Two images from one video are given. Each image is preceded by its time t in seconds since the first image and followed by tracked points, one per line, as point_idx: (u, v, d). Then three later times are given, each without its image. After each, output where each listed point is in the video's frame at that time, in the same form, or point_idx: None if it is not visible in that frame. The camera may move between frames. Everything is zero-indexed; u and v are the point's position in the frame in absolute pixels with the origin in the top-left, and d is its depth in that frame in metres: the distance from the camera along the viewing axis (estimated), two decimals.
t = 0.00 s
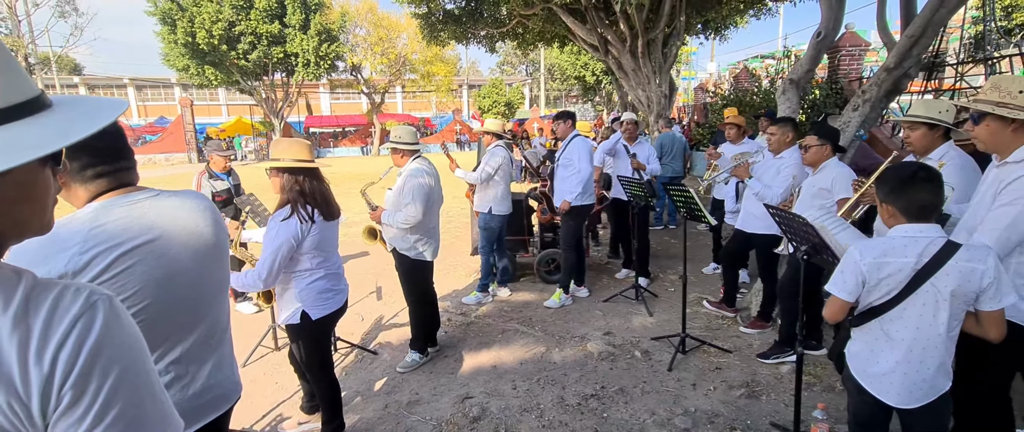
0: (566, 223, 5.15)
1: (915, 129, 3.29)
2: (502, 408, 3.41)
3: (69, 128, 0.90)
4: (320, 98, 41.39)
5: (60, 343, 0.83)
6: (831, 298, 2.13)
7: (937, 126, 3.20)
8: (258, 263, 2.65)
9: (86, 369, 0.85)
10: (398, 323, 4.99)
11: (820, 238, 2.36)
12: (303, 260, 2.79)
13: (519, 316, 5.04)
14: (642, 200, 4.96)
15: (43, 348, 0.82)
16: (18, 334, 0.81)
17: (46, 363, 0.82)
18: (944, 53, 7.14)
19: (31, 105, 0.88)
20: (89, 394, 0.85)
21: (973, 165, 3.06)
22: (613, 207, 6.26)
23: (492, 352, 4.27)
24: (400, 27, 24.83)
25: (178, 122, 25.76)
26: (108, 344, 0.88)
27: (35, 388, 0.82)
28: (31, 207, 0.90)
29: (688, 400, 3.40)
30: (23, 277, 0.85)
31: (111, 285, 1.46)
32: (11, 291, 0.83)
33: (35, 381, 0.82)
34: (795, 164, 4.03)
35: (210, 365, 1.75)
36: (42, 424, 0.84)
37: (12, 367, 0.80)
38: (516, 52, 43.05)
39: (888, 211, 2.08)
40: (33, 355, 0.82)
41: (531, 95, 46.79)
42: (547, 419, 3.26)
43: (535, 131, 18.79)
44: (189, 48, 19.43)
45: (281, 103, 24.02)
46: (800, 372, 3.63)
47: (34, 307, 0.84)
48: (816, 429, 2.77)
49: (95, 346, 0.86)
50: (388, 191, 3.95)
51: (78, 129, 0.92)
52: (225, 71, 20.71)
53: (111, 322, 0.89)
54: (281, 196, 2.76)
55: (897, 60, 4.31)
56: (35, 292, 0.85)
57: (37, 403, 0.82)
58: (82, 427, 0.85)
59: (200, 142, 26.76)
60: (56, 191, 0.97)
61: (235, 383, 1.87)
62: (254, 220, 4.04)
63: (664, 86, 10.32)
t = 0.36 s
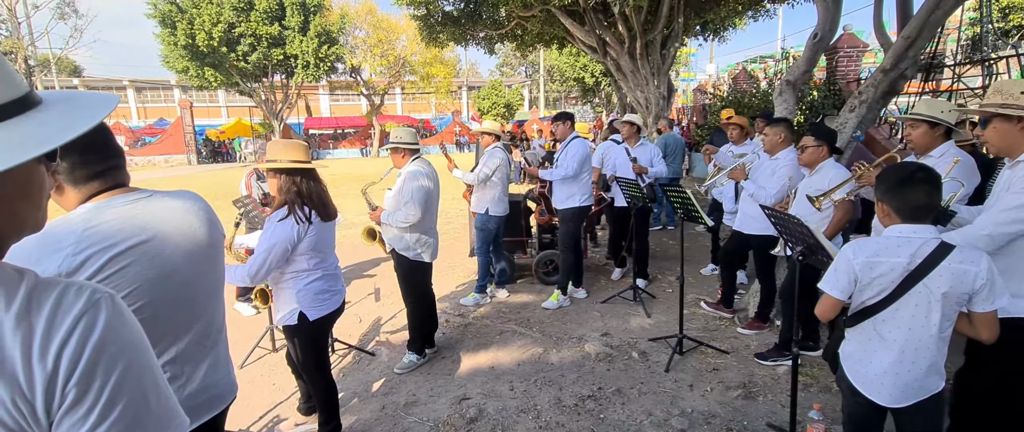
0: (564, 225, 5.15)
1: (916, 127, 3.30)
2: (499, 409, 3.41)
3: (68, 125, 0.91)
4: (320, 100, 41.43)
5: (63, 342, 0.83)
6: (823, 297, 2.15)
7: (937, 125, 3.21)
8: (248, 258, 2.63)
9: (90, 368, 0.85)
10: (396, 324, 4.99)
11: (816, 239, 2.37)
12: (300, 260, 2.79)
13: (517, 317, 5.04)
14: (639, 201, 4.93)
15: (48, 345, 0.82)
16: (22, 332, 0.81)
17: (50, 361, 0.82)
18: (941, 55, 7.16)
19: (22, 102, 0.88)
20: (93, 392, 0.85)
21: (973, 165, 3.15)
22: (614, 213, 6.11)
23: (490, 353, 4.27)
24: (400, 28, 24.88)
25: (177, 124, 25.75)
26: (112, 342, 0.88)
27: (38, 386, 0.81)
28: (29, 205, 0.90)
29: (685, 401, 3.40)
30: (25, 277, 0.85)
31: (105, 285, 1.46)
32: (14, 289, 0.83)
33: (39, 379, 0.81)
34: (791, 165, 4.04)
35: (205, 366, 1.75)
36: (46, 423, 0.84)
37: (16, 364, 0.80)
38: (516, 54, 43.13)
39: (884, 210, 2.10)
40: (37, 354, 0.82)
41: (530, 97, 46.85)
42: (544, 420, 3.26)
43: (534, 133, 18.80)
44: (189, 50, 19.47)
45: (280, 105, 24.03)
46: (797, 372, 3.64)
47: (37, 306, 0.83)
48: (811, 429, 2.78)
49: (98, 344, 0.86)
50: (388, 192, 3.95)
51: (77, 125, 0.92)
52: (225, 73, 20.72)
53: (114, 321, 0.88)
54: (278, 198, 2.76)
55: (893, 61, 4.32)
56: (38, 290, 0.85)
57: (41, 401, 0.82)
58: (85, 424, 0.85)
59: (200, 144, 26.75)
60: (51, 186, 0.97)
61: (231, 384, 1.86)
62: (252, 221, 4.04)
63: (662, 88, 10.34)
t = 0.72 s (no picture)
0: (563, 226, 5.16)
1: (916, 129, 3.32)
2: (498, 410, 3.42)
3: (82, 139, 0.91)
4: (319, 101, 41.44)
5: (92, 341, 0.84)
6: (820, 295, 2.16)
7: (937, 126, 3.22)
8: (246, 260, 2.64)
9: (117, 366, 0.86)
10: (395, 325, 5.00)
11: (810, 240, 2.38)
12: (298, 261, 2.80)
13: (516, 318, 5.05)
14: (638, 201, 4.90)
15: (77, 344, 0.83)
16: (52, 331, 0.82)
17: (78, 360, 0.83)
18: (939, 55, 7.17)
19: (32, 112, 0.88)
20: (120, 390, 0.86)
21: (972, 166, 3.15)
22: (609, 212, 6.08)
23: (490, 354, 4.28)
24: (399, 29, 24.89)
25: (176, 126, 25.74)
26: (138, 341, 0.89)
27: (67, 385, 0.82)
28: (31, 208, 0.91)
29: (683, 401, 3.41)
30: (55, 277, 0.87)
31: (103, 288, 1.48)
32: (43, 288, 0.84)
33: (69, 378, 0.83)
34: (788, 166, 4.05)
35: (202, 368, 1.76)
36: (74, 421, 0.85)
37: (47, 363, 0.81)
38: (516, 55, 43.14)
39: (883, 208, 2.12)
40: (66, 353, 0.82)
41: (530, 98, 46.88)
42: (543, 421, 3.27)
43: (533, 133, 18.81)
44: (188, 51, 19.47)
45: (280, 106, 24.02)
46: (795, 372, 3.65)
47: (66, 305, 0.85)
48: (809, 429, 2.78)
49: (125, 343, 0.87)
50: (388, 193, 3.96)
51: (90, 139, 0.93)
52: (224, 74, 20.72)
53: (140, 321, 0.90)
54: (277, 199, 2.77)
55: (890, 62, 4.34)
56: (68, 289, 0.86)
57: (70, 400, 0.83)
58: (111, 423, 0.86)
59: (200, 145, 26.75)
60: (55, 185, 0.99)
61: (229, 385, 1.87)
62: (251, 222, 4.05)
63: (661, 88, 10.36)
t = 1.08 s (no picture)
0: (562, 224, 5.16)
1: (914, 128, 3.29)
2: (496, 408, 3.42)
3: (98, 145, 0.91)
4: (319, 101, 41.44)
5: (122, 329, 0.88)
6: (841, 297, 2.08)
7: (936, 125, 3.21)
8: (242, 261, 2.62)
9: (146, 354, 0.89)
10: (394, 324, 5.00)
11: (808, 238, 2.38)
12: (294, 261, 2.79)
13: (515, 316, 5.05)
14: (637, 200, 4.89)
15: (107, 332, 0.87)
16: (83, 319, 0.85)
17: (107, 348, 0.86)
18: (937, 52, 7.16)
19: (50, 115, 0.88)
20: (149, 377, 0.90)
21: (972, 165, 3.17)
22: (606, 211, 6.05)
23: (489, 353, 4.27)
24: (398, 29, 24.88)
25: (175, 126, 25.72)
26: (165, 329, 0.92)
27: (97, 372, 0.86)
28: (52, 205, 0.93)
29: (682, 399, 3.41)
30: (82, 268, 0.90)
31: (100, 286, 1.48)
32: (74, 278, 0.88)
33: (99, 363, 0.86)
34: (785, 164, 4.06)
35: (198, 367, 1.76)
36: (106, 406, 0.89)
37: (79, 350, 0.84)
38: (515, 54, 43.13)
39: (880, 198, 2.12)
40: (96, 342, 0.86)
41: (529, 97, 46.87)
42: (541, 419, 3.27)
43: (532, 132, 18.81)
44: (186, 51, 19.45)
45: (279, 105, 23.99)
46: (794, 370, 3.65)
47: (95, 295, 0.88)
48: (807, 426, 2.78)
49: (153, 332, 0.90)
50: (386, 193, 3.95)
51: (108, 145, 0.93)
52: (223, 74, 20.69)
53: (166, 311, 0.93)
54: (273, 198, 2.76)
55: (888, 59, 4.33)
56: (96, 279, 0.89)
57: (99, 386, 0.86)
58: (140, 408, 0.90)
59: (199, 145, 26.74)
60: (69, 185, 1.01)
61: (225, 384, 1.88)
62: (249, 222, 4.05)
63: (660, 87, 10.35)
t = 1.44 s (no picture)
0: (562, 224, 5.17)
1: (914, 124, 3.29)
2: (495, 407, 3.42)
3: (120, 156, 0.94)
4: (318, 101, 41.41)
5: (181, 305, 0.95)
6: (837, 292, 2.09)
7: (936, 121, 3.21)
8: (240, 261, 2.62)
9: (205, 327, 0.97)
10: (393, 324, 4.99)
11: (805, 236, 2.38)
12: (291, 261, 2.79)
13: (514, 315, 5.05)
14: (636, 198, 4.88)
15: (169, 309, 0.94)
16: (144, 298, 0.92)
17: (173, 321, 0.93)
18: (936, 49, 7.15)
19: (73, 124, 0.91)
20: (210, 347, 0.98)
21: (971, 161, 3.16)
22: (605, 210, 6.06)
23: (488, 352, 4.27)
24: (397, 28, 24.86)
25: (174, 128, 25.70)
26: (215, 305, 1.01)
27: (167, 343, 0.93)
28: (75, 206, 0.96)
29: (680, 397, 3.41)
30: (130, 259, 0.96)
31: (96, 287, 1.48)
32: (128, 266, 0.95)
33: (166, 338, 0.93)
34: (784, 162, 4.06)
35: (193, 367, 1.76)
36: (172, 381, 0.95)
37: (148, 325, 0.91)
38: (515, 53, 43.12)
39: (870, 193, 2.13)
40: (161, 316, 0.93)
41: (528, 95, 46.85)
42: (540, 418, 3.28)
43: (532, 131, 18.79)
44: (185, 52, 19.44)
45: (278, 106, 23.97)
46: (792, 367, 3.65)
47: (149, 278, 0.95)
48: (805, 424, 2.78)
49: (207, 307, 0.98)
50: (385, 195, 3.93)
51: (131, 156, 0.95)
52: (222, 75, 20.68)
53: (212, 289, 1.01)
54: (270, 199, 2.76)
55: (886, 56, 4.33)
56: (146, 266, 0.96)
57: (169, 357, 0.93)
58: (206, 373, 0.97)
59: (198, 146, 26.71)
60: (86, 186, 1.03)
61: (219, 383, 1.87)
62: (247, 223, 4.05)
63: (658, 85, 10.34)
